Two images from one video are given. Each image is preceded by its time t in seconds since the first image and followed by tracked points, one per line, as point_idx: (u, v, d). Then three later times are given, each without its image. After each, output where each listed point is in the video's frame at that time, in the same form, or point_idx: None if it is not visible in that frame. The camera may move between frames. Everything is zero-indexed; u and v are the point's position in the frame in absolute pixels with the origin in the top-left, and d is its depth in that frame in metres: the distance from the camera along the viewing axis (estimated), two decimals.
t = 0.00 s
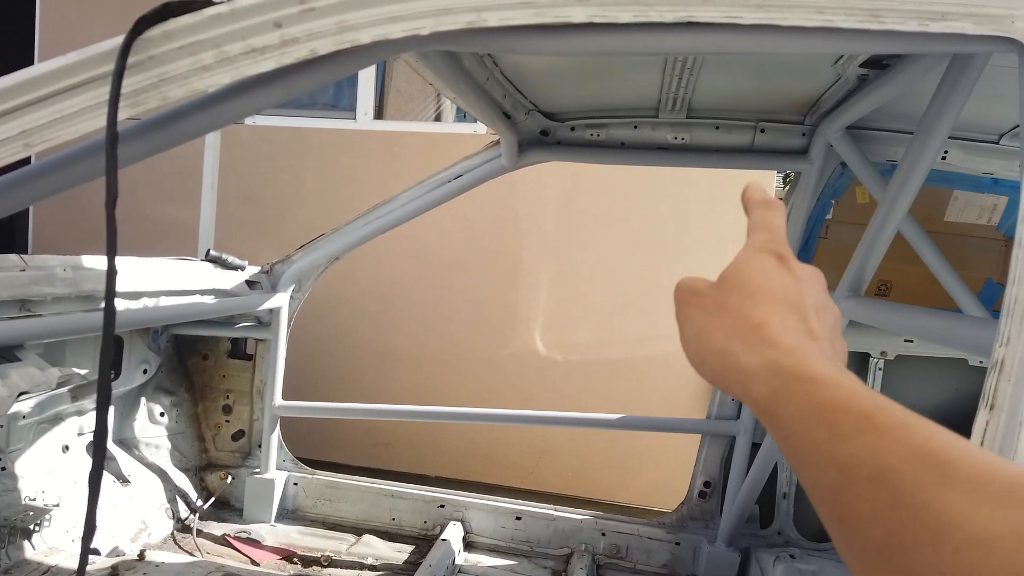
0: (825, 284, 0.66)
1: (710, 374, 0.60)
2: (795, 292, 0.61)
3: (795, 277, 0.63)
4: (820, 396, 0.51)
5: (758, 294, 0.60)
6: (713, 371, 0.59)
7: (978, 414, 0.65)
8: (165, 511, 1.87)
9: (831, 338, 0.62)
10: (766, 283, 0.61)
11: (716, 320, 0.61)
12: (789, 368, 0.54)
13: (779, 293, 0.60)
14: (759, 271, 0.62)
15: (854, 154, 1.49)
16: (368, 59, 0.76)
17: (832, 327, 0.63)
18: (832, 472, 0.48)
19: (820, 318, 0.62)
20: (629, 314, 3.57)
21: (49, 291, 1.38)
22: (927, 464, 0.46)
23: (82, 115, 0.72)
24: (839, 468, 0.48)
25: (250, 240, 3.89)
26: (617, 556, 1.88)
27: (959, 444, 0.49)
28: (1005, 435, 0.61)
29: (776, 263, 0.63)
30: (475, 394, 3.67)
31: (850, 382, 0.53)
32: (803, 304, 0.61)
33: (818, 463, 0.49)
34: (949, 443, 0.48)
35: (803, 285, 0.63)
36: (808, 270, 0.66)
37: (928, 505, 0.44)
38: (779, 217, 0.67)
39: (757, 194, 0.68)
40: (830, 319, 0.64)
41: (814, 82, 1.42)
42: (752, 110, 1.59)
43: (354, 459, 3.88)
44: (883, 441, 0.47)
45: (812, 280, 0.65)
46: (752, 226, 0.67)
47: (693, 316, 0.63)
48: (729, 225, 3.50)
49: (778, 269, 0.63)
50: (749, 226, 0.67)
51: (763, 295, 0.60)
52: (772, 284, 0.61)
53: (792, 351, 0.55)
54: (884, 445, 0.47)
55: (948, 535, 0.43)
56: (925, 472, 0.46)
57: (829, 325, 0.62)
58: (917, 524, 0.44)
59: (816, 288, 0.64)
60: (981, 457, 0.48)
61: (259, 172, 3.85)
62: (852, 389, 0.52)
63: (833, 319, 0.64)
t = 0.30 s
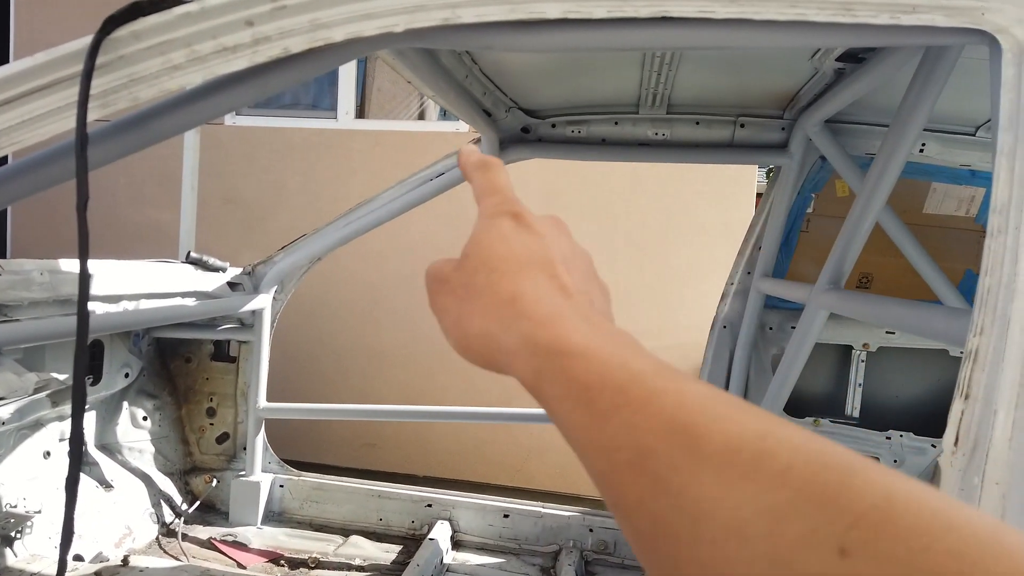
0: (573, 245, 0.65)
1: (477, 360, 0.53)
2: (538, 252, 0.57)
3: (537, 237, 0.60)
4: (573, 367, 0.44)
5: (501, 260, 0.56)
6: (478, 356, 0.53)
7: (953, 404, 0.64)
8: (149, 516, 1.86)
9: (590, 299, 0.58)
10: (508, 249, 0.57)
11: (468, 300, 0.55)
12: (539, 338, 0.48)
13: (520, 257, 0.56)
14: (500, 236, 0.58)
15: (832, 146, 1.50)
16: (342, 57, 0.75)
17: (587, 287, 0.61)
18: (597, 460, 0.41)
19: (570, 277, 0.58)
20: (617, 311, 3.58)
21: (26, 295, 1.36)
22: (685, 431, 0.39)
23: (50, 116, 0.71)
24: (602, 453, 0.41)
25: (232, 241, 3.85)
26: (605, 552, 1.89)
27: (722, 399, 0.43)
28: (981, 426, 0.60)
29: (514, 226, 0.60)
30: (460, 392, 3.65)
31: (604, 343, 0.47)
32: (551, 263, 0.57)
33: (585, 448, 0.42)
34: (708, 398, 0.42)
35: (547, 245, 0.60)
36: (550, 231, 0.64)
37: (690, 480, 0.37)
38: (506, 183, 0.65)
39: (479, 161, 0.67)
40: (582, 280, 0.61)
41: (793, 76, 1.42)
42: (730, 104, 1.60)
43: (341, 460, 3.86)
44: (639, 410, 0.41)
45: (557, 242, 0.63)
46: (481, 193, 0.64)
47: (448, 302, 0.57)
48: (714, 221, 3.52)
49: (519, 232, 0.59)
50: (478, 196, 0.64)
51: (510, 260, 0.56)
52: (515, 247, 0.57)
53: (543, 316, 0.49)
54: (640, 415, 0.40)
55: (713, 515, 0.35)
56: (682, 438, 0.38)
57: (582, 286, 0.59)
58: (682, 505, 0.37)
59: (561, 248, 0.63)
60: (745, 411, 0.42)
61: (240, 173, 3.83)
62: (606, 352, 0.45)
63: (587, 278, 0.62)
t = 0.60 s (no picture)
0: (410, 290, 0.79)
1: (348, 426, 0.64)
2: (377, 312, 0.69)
3: (372, 295, 0.71)
4: (419, 437, 0.54)
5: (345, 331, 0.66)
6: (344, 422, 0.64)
7: (960, 402, 0.64)
8: (151, 516, 1.86)
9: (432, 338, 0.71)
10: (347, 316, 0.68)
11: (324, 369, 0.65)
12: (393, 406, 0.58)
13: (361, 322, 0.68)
14: (337, 303, 0.69)
15: (832, 144, 1.50)
16: (345, 56, 0.75)
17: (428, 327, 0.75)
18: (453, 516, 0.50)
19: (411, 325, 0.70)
20: (615, 309, 3.59)
21: (26, 296, 1.36)
22: (512, 480, 0.49)
23: (55, 116, 0.71)
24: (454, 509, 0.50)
25: (230, 241, 3.85)
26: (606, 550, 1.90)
27: (540, 437, 0.53)
28: (987, 422, 0.60)
29: (344, 284, 0.71)
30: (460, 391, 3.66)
31: (438, 399, 0.57)
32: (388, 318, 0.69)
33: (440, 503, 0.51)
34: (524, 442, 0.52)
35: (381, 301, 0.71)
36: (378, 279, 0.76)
37: (522, 534, 0.47)
38: (329, 241, 0.75)
39: (298, 219, 0.76)
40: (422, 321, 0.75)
41: (793, 74, 1.42)
42: (731, 102, 1.59)
43: (341, 460, 3.86)
44: (477, 469, 0.50)
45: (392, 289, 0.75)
46: (304, 253, 0.74)
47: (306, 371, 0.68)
48: (713, 219, 3.52)
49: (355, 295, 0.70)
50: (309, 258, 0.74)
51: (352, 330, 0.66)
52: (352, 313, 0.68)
53: (391, 383, 0.60)
54: (479, 476, 0.49)
55: (539, 554, 0.46)
56: (518, 502, 0.47)
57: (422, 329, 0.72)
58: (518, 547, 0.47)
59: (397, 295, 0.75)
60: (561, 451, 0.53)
61: (238, 173, 3.82)
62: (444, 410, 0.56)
63: (425, 316, 0.77)
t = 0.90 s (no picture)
0: (312, 428, 0.70)
1: None
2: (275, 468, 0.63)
3: (263, 456, 0.65)
4: None
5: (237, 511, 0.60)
6: None
7: (972, 402, 0.64)
8: (155, 515, 1.86)
9: (347, 476, 0.61)
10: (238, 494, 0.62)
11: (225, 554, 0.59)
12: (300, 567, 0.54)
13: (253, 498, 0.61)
14: (228, 489, 0.63)
15: (837, 145, 1.50)
16: (356, 56, 0.75)
17: (343, 463, 0.64)
18: None
19: (317, 471, 0.62)
20: (617, 310, 3.59)
21: (33, 296, 1.36)
22: None
23: (67, 116, 0.71)
24: None
25: (233, 241, 3.86)
26: (610, 550, 1.91)
27: (436, 557, 0.52)
28: (998, 423, 0.60)
29: (231, 465, 0.65)
30: (462, 392, 3.67)
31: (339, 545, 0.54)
32: (287, 478, 0.61)
33: None
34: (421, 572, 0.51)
35: (277, 456, 0.65)
36: (270, 431, 0.70)
37: None
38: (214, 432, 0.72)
39: (185, 429, 0.73)
40: (336, 457, 0.65)
41: (799, 74, 1.42)
42: (736, 102, 1.59)
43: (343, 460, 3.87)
44: None
45: (290, 439, 0.68)
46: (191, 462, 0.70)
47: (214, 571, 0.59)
48: (715, 219, 3.52)
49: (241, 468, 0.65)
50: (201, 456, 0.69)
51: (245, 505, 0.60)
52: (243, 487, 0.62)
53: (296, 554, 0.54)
54: None
55: None
56: None
57: (335, 469, 0.62)
58: None
59: (295, 442, 0.67)
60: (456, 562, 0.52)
61: (241, 173, 3.82)
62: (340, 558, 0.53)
63: (341, 449, 0.66)
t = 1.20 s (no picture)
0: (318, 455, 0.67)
1: None
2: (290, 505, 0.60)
3: (275, 491, 0.62)
4: None
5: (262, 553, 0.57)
6: None
7: (976, 402, 0.64)
8: (157, 515, 1.87)
9: (357, 506, 0.60)
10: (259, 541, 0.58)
11: None
12: None
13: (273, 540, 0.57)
14: (247, 532, 0.59)
15: (838, 146, 1.50)
16: (362, 57, 0.75)
17: (353, 491, 0.62)
18: None
19: (325, 500, 0.60)
20: (617, 310, 3.59)
21: (37, 295, 1.36)
22: None
23: (72, 117, 0.72)
24: None
25: (234, 240, 3.86)
26: (610, 550, 1.92)
27: None
28: (1003, 425, 0.60)
29: (241, 501, 0.62)
30: (462, 392, 3.67)
31: None
32: (296, 510, 0.59)
33: None
34: None
35: (287, 491, 0.61)
36: (280, 463, 0.66)
37: None
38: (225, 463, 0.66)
39: (189, 459, 0.67)
40: (342, 485, 0.63)
41: (801, 76, 1.42)
42: (738, 103, 1.60)
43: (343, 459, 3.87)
44: None
45: (295, 469, 0.64)
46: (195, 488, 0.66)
47: None
48: (716, 220, 3.52)
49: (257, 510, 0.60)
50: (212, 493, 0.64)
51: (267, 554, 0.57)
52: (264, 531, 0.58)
53: None
54: None
55: None
56: None
57: (341, 497, 0.61)
58: None
59: (302, 472, 0.64)
60: None
61: (242, 173, 3.83)
62: None
63: (349, 476, 0.64)
